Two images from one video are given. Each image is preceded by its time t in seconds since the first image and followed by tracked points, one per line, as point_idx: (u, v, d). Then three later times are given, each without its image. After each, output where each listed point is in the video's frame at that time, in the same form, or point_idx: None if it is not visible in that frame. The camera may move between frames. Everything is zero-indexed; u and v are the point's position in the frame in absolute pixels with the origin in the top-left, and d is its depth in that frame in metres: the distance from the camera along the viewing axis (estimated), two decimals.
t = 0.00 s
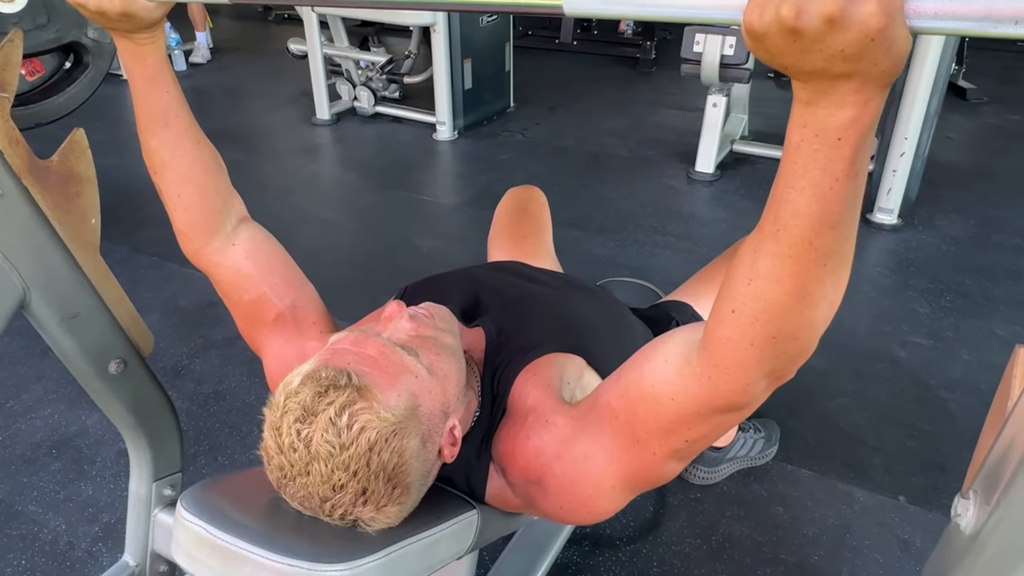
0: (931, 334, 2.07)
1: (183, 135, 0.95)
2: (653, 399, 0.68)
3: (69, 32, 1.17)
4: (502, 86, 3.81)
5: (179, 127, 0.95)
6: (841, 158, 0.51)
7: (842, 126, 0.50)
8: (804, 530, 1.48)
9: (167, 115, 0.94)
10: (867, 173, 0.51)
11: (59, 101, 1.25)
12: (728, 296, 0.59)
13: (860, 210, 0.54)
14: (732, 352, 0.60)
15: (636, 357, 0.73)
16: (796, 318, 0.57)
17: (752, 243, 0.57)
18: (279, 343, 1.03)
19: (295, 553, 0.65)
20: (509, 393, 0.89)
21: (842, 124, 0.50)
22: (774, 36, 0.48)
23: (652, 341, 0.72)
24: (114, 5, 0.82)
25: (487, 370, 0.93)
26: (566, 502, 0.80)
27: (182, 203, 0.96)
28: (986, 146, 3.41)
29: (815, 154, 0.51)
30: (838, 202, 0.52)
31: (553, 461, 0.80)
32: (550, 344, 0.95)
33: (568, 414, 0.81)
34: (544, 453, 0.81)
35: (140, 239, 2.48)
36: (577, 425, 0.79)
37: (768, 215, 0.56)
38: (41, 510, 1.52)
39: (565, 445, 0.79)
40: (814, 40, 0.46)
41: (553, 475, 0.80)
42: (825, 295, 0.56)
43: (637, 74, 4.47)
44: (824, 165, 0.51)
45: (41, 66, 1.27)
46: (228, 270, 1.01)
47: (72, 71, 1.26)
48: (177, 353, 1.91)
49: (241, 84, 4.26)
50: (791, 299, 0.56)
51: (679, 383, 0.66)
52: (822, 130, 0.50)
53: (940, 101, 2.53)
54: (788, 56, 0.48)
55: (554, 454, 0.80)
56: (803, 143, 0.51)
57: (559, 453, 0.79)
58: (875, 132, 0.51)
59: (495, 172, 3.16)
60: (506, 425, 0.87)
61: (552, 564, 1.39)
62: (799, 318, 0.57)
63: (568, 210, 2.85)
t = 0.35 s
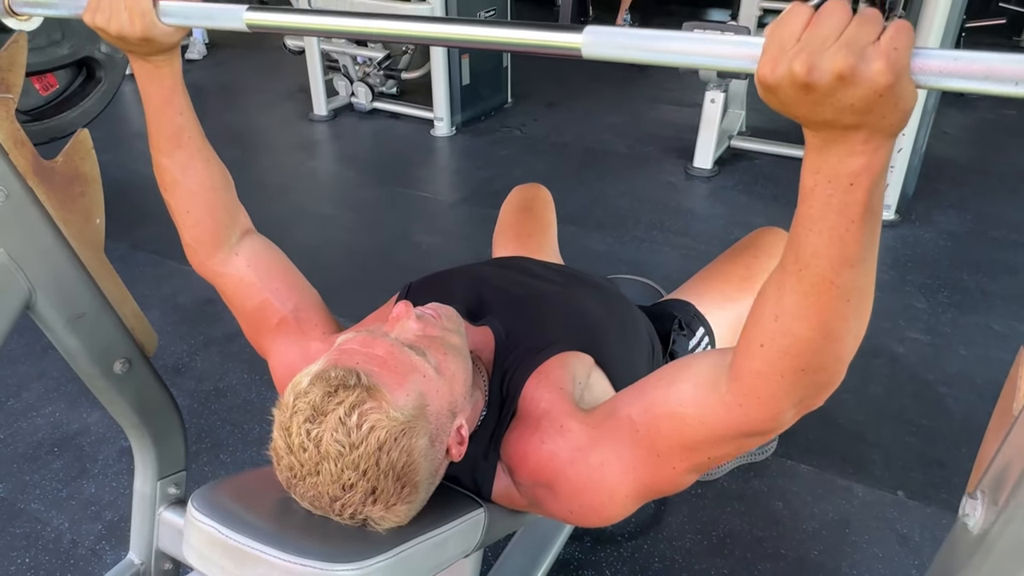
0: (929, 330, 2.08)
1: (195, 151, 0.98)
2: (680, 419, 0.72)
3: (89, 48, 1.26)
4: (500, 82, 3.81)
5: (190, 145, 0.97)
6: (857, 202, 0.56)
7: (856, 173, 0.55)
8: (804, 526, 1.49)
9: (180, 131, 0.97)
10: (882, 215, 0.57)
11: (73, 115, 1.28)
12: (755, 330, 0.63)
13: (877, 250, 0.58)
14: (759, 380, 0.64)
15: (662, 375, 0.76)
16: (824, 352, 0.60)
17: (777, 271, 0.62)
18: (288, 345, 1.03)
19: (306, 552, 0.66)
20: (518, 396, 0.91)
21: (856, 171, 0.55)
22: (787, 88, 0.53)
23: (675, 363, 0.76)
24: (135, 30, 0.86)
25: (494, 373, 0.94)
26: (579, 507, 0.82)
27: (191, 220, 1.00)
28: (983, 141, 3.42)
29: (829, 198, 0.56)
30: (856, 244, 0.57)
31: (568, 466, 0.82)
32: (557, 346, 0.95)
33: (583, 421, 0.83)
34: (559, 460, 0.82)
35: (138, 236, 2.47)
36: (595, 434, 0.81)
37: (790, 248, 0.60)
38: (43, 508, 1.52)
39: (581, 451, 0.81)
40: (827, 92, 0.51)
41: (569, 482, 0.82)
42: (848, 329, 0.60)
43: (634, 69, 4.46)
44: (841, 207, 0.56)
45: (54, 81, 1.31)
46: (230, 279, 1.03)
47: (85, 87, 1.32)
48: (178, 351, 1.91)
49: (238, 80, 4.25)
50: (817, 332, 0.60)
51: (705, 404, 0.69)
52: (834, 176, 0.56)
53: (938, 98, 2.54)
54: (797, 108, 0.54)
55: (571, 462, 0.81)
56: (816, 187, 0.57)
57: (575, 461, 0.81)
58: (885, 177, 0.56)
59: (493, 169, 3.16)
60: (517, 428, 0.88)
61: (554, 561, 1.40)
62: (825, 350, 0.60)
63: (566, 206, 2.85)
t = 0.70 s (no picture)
0: (926, 324, 2.09)
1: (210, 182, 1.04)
2: (701, 445, 0.75)
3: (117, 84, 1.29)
4: (497, 76, 3.80)
5: (202, 177, 1.03)
6: (854, 266, 0.62)
7: (849, 241, 0.62)
8: (802, 520, 1.50)
9: (196, 163, 1.03)
10: (878, 276, 0.63)
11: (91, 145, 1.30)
12: (777, 378, 0.68)
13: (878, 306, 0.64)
14: (779, 422, 0.69)
15: (689, 400, 0.79)
16: (839, 399, 0.66)
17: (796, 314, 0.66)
18: (294, 348, 1.05)
19: (314, 551, 0.66)
20: (526, 398, 0.91)
21: (848, 238, 0.62)
22: (781, 163, 0.60)
23: (701, 390, 0.79)
24: (162, 74, 0.93)
25: (501, 373, 0.95)
26: (589, 512, 0.84)
27: (198, 247, 1.05)
28: (979, 135, 3.43)
29: (825, 263, 0.63)
30: (857, 302, 0.63)
31: (583, 473, 0.83)
32: (564, 347, 0.96)
33: (598, 428, 0.85)
34: (575, 466, 0.83)
35: (135, 232, 2.47)
36: (612, 444, 0.82)
37: (804, 303, 0.65)
38: (44, 505, 1.52)
39: (596, 459, 0.82)
40: (817, 171, 0.58)
41: (582, 488, 0.83)
42: (862, 377, 0.65)
43: (631, 63, 4.46)
44: (840, 271, 0.62)
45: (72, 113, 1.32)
46: (229, 296, 1.07)
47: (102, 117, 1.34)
48: (177, 347, 1.91)
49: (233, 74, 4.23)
50: (833, 380, 0.65)
51: (728, 434, 0.73)
52: (828, 242, 0.62)
53: (935, 92, 2.55)
54: (794, 183, 0.60)
55: (587, 468, 0.83)
56: (812, 253, 0.63)
57: (593, 469, 0.82)
58: (875, 244, 0.63)
59: (490, 163, 3.15)
60: (527, 427, 0.89)
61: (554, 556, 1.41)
62: (841, 396, 0.65)
63: (564, 201, 2.86)
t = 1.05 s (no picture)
0: (921, 316, 2.10)
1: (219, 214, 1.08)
2: (705, 463, 0.77)
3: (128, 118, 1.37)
4: (491, 67, 3.78)
5: (212, 207, 1.07)
6: (839, 309, 0.66)
7: (834, 287, 0.66)
8: (800, 512, 1.50)
9: (206, 195, 1.07)
10: (866, 316, 0.68)
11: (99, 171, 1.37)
12: (778, 410, 0.71)
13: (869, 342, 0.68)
14: (778, 447, 0.71)
15: (697, 416, 0.80)
16: (838, 430, 0.69)
17: (795, 351, 0.69)
18: (290, 350, 1.05)
19: (313, 550, 0.66)
20: (527, 395, 0.91)
21: (832, 284, 0.66)
22: (766, 218, 0.65)
23: (708, 407, 0.81)
24: (178, 112, 0.98)
25: (500, 370, 0.94)
26: (591, 513, 0.84)
27: (201, 268, 1.08)
28: (974, 126, 3.43)
29: (812, 306, 0.67)
30: (847, 339, 0.67)
31: (587, 474, 0.83)
32: (564, 344, 0.96)
33: (605, 430, 0.85)
34: (580, 467, 0.83)
35: (129, 226, 2.45)
36: (618, 449, 0.83)
37: (800, 343, 0.69)
38: (40, 501, 1.51)
39: (601, 461, 0.83)
40: (799, 225, 0.63)
41: (587, 490, 0.84)
42: (858, 409, 0.69)
43: (626, 54, 4.45)
44: (828, 315, 0.67)
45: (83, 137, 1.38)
46: (224, 309, 1.10)
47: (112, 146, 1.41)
48: (172, 341, 1.90)
49: (226, 65, 4.20)
50: (832, 412, 0.68)
51: (728, 455, 0.75)
52: (813, 288, 0.67)
53: (931, 83, 2.54)
54: (779, 237, 0.66)
55: (592, 470, 0.83)
56: (799, 298, 0.68)
57: (598, 471, 0.83)
58: (858, 287, 0.67)
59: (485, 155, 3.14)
60: (528, 423, 0.89)
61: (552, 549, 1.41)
62: (840, 427, 0.68)
63: (560, 193, 2.85)
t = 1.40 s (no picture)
0: (919, 308, 2.09)
1: (217, 245, 1.10)
2: (713, 478, 0.78)
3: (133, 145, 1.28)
4: (486, 59, 3.75)
5: (215, 237, 1.10)
6: (837, 343, 0.69)
7: (833, 323, 0.68)
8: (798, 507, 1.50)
9: (210, 225, 1.09)
10: (863, 349, 0.70)
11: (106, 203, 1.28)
12: (780, 437, 0.73)
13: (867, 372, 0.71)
14: (780, 469, 0.73)
15: (707, 431, 0.81)
16: (840, 455, 0.71)
17: (795, 382, 0.72)
18: (284, 355, 1.04)
19: (312, 555, 0.65)
20: (530, 397, 0.90)
21: (829, 322, 0.69)
22: (765, 260, 0.68)
23: (714, 420, 0.82)
24: (184, 148, 1.01)
25: (501, 371, 0.93)
26: (595, 516, 0.84)
27: (202, 292, 1.10)
28: (969, 117, 3.43)
29: (810, 341, 0.70)
30: (847, 371, 0.70)
31: (595, 477, 0.82)
32: (566, 343, 0.95)
33: (614, 435, 0.84)
34: (588, 471, 0.83)
35: (121, 220, 2.42)
36: (626, 456, 0.82)
37: (800, 373, 0.71)
38: (34, 500, 1.50)
39: (609, 465, 0.82)
40: (797, 268, 0.66)
41: (595, 496, 0.83)
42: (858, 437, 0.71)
43: (620, 44, 4.42)
44: (825, 350, 0.69)
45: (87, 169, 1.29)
46: (221, 326, 1.10)
47: (116, 175, 1.31)
48: (166, 337, 1.88)
49: (217, 57, 4.15)
50: (833, 440, 0.70)
51: (732, 473, 0.77)
52: (812, 323, 0.69)
53: (928, 74, 2.53)
54: (776, 276, 0.69)
55: (601, 474, 0.82)
56: (799, 333, 0.70)
57: (607, 476, 0.82)
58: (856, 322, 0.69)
59: (480, 148, 3.12)
60: (532, 424, 0.88)
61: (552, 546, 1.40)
62: (840, 452, 0.70)
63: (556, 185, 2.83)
